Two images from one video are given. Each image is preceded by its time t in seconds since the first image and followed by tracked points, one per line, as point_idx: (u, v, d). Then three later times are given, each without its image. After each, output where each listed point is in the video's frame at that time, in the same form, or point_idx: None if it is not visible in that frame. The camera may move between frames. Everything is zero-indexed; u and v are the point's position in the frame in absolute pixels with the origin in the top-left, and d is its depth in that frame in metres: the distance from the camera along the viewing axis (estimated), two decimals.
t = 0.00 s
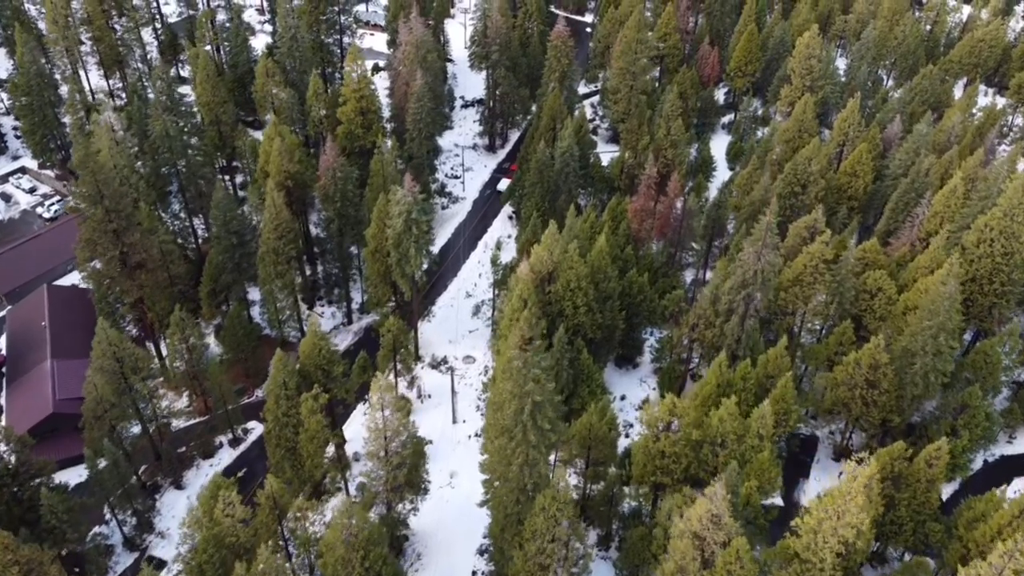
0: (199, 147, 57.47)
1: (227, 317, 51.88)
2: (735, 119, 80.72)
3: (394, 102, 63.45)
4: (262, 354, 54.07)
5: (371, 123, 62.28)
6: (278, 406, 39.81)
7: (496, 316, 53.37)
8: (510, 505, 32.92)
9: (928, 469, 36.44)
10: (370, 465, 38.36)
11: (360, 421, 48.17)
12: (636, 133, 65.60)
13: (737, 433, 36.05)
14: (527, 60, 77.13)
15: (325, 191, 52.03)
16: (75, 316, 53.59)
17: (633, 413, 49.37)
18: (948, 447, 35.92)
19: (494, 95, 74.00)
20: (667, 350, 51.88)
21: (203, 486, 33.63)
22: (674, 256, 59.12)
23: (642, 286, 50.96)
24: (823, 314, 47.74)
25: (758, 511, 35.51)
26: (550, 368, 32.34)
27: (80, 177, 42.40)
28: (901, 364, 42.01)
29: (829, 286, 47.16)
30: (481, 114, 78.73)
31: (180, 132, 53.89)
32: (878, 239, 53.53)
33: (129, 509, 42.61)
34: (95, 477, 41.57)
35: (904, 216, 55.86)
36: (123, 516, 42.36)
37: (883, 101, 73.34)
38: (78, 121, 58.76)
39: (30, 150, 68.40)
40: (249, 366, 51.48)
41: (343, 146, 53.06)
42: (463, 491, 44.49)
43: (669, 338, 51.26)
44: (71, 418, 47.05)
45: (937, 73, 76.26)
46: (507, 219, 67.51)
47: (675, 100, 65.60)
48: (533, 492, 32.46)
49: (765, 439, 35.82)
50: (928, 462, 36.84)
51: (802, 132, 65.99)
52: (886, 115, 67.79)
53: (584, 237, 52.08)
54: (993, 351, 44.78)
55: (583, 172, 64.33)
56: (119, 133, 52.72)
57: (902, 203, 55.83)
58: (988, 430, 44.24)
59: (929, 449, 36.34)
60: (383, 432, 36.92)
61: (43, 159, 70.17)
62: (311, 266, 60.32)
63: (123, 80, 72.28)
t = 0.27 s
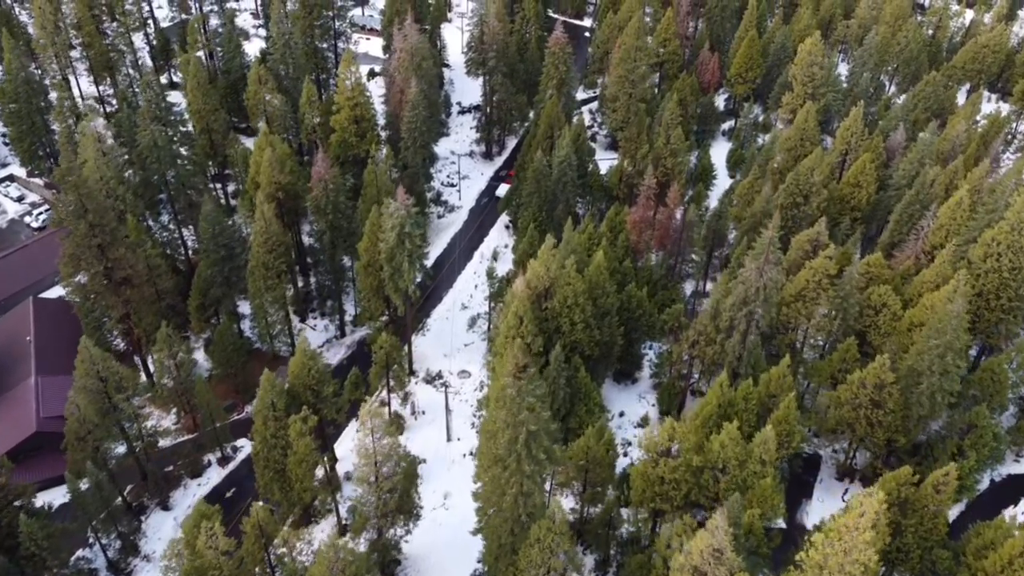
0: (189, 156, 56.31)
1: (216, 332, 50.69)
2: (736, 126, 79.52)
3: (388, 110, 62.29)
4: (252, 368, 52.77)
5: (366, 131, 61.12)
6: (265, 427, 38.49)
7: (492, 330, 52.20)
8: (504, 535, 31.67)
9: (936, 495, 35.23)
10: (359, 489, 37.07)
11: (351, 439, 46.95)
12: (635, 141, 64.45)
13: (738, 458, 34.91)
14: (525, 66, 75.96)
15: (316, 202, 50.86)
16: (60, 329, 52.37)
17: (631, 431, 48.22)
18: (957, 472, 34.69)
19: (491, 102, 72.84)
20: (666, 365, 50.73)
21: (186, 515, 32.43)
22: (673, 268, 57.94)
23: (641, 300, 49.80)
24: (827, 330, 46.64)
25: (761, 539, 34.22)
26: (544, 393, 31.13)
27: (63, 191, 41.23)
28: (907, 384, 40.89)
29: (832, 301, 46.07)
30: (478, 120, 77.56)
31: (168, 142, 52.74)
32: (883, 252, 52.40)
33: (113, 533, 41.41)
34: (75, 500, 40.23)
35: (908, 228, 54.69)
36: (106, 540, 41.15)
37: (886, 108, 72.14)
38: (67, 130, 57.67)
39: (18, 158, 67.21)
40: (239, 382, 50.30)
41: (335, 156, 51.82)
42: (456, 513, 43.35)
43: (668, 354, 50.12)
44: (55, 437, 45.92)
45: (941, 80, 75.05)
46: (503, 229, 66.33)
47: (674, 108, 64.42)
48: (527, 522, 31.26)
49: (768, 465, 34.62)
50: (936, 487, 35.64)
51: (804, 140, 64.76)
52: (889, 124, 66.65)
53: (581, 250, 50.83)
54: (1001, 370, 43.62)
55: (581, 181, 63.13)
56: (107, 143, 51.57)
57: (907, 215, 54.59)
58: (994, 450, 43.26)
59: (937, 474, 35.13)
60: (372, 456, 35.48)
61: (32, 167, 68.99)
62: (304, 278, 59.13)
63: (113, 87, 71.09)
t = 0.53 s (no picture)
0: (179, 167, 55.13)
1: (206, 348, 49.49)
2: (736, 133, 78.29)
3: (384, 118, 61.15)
4: (243, 384, 51.57)
5: (360, 140, 59.94)
6: (254, 451, 37.35)
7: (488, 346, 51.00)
8: (499, 568, 30.53)
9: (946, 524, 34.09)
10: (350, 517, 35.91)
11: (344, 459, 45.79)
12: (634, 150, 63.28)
13: (741, 485, 33.76)
14: (523, 72, 74.77)
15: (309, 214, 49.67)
16: (46, 343, 51.04)
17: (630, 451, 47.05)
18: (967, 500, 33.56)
19: (488, 109, 71.66)
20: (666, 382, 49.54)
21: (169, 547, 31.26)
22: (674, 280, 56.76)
23: (640, 315, 48.62)
24: (831, 347, 45.49)
25: (765, 570, 33.14)
26: (540, 421, 29.97)
27: (45, 207, 40.10)
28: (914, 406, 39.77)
29: (836, 318, 44.93)
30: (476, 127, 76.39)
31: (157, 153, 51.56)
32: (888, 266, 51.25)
33: (97, 558, 40.20)
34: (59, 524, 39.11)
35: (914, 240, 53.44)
36: (91, 565, 39.96)
37: (890, 116, 70.94)
38: (55, 139, 56.52)
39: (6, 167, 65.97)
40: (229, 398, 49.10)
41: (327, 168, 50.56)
42: (451, 537, 42.25)
43: (668, 370, 48.94)
44: (37, 458, 44.73)
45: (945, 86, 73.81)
46: (500, 239, 65.10)
47: (674, 116, 63.23)
48: (522, 555, 30.10)
49: (773, 493, 33.47)
50: (945, 515, 34.54)
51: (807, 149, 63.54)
52: (893, 132, 65.44)
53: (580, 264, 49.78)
54: (1010, 389, 42.45)
55: (579, 191, 61.95)
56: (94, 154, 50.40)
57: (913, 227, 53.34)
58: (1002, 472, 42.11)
59: (947, 502, 33.98)
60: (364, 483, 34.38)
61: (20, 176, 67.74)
62: (297, 289, 57.93)
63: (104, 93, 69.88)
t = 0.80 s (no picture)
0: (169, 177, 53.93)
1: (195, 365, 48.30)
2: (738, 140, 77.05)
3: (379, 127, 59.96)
4: (234, 401, 50.38)
5: (355, 149, 58.71)
6: (241, 477, 36.16)
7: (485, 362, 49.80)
8: None
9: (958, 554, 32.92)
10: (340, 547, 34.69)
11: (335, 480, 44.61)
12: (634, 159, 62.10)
13: (746, 515, 32.61)
14: (521, 79, 73.59)
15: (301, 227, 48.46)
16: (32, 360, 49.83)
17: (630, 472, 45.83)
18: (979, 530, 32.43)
19: (486, 117, 70.45)
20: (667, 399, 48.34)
21: None
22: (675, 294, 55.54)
23: (641, 331, 47.42)
24: (837, 366, 44.34)
25: None
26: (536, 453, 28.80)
27: (28, 223, 38.94)
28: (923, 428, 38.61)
29: (842, 336, 43.77)
30: (473, 134, 75.19)
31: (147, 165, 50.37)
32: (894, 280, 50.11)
33: None
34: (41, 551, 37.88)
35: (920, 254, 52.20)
36: None
37: (894, 123, 69.71)
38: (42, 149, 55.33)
39: None
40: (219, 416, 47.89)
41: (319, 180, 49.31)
42: (445, 562, 41.10)
43: (669, 388, 47.76)
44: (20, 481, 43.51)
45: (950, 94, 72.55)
46: (498, 249, 63.88)
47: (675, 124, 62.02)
48: None
49: (779, 524, 32.28)
50: (956, 545, 33.54)
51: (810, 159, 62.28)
52: (898, 141, 64.21)
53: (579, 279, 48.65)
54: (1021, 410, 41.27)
55: (578, 201, 60.76)
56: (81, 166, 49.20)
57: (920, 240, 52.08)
58: (1013, 495, 40.98)
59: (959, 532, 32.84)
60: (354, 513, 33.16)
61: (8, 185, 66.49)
62: (290, 302, 56.72)
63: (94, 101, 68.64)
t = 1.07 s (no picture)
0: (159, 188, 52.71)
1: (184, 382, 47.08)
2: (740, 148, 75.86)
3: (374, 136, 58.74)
4: (225, 419, 49.23)
5: (349, 159, 57.46)
6: (228, 505, 34.98)
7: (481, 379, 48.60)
8: None
9: None
10: None
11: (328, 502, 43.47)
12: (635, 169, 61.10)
13: (751, 548, 31.39)
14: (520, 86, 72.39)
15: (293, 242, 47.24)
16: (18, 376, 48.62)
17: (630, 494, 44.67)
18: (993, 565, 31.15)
19: (483, 124, 69.27)
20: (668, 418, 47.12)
21: None
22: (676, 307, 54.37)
23: (641, 349, 46.23)
24: (843, 385, 43.19)
25: None
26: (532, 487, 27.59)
27: (9, 241, 37.69)
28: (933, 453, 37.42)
29: (848, 355, 42.64)
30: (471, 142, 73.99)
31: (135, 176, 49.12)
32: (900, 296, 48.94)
33: None
34: None
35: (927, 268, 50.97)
36: None
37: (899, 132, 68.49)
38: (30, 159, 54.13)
39: None
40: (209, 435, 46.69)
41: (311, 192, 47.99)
42: None
43: (671, 406, 46.56)
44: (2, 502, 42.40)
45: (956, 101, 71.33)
46: (495, 260, 62.66)
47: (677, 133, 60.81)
48: None
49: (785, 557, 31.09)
50: None
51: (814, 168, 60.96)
52: (903, 150, 63.02)
53: (578, 296, 47.62)
54: None
55: (577, 212, 59.58)
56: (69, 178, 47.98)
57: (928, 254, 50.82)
58: None
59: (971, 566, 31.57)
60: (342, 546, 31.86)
61: None
62: (283, 316, 55.50)
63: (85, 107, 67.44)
